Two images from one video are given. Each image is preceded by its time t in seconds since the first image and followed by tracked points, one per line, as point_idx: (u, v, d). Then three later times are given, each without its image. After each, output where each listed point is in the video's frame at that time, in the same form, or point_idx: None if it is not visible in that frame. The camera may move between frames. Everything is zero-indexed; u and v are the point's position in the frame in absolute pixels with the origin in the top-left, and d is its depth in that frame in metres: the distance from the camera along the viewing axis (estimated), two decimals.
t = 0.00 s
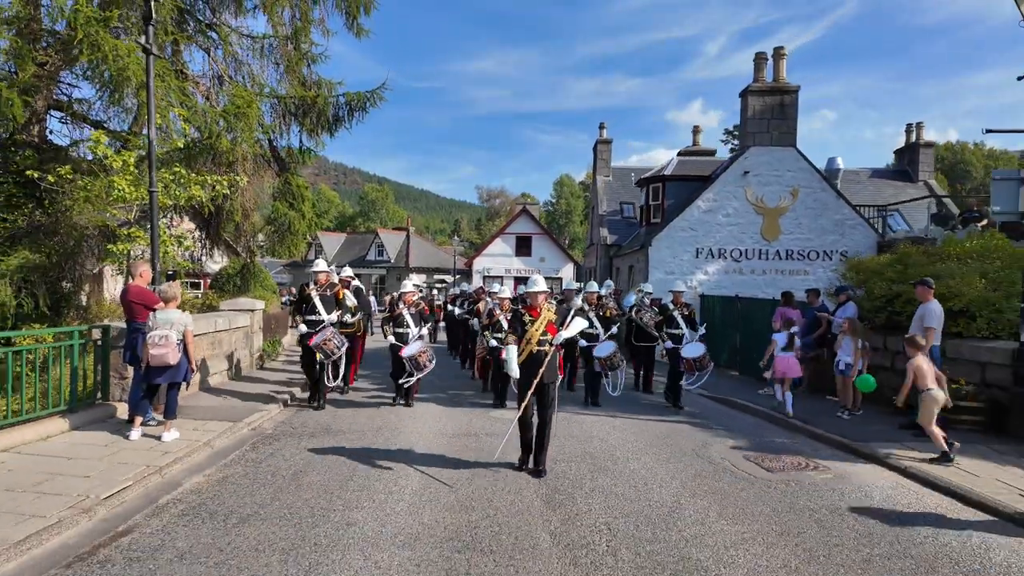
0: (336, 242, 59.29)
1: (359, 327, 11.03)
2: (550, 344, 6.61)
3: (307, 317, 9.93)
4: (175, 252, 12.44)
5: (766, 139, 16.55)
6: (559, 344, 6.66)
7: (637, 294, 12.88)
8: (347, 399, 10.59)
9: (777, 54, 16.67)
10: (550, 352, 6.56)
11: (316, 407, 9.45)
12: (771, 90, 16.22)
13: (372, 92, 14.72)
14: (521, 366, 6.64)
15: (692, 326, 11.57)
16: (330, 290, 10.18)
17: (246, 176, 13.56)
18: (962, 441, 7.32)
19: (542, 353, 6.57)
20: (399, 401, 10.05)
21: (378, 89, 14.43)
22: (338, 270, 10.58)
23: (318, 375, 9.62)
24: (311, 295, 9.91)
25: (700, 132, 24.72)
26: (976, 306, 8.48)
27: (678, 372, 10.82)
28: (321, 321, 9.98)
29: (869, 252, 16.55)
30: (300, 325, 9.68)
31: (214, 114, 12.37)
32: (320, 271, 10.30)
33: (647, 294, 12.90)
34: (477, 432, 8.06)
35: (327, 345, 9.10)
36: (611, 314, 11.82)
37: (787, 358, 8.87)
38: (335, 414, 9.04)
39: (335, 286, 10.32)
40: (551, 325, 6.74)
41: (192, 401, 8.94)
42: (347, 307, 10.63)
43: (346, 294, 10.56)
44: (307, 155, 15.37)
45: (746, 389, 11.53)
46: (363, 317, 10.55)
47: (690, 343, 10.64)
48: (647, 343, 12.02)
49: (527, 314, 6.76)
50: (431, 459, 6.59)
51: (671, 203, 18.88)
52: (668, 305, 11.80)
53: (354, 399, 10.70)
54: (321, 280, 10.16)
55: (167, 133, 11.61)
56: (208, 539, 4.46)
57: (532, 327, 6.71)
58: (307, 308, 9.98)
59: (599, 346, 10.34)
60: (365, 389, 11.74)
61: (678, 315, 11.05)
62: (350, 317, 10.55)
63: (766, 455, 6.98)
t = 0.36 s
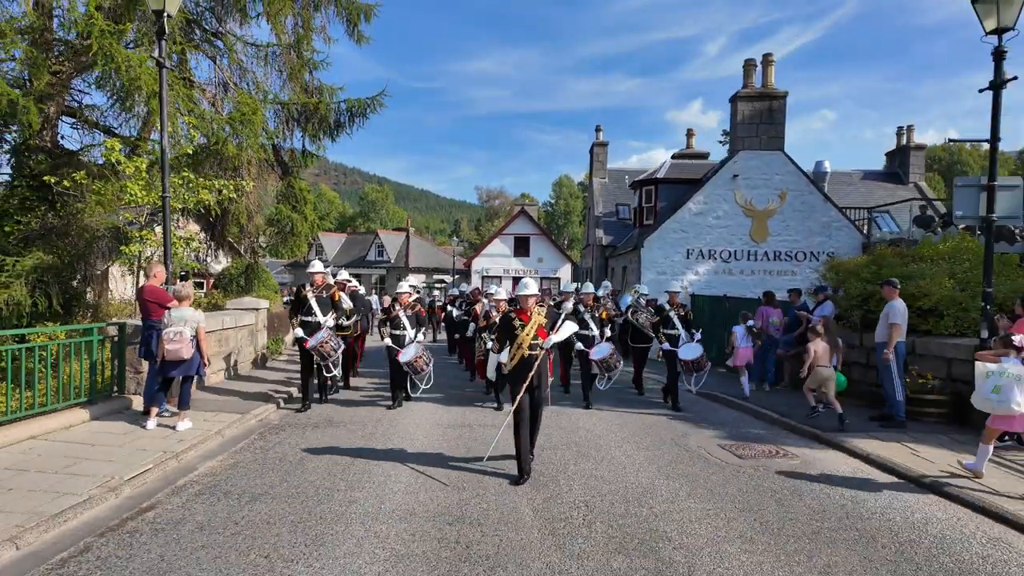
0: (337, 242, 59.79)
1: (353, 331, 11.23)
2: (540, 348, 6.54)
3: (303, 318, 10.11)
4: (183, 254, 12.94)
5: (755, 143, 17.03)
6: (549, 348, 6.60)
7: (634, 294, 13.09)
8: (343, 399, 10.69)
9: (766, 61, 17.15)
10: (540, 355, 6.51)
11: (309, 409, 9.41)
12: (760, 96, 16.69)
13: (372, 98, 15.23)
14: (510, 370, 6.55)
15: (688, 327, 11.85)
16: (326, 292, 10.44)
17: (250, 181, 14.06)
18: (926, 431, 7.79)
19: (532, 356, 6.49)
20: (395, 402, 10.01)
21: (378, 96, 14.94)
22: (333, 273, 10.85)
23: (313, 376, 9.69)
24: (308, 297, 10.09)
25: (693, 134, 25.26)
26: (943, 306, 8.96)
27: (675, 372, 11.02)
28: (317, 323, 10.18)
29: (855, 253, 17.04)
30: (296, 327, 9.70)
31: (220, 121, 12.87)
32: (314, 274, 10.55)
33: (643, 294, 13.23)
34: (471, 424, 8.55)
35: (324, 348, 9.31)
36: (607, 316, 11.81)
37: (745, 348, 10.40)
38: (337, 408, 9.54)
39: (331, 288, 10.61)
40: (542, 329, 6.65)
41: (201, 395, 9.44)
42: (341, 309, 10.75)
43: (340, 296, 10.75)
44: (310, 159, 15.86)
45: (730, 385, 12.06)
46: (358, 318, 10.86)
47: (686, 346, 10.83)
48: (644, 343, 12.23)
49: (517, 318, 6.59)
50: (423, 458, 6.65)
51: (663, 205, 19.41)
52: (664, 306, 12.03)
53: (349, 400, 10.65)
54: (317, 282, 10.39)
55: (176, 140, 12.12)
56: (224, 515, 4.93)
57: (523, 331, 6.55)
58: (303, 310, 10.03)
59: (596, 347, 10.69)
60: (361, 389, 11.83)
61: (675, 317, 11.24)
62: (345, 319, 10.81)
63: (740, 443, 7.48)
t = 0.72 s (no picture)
0: (337, 242, 60.26)
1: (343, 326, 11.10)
2: (525, 344, 6.39)
3: (295, 315, 9.83)
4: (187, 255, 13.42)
5: (743, 147, 17.49)
6: (535, 344, 6.45)
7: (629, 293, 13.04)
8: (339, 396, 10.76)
9: (753, 66, 17.63)
10: (525, 352, 6.30)
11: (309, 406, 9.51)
12: (747, 101, 17.17)
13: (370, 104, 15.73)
14: (496, 367, 6.48)
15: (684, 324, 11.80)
16: (319, 289, 10.12)
17: (252, 184, 14.54)
18: (889, 422, 8.28)
19: (516, 353, 6.30)
20: (394, 399, 10.40)
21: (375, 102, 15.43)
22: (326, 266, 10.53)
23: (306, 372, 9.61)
24: (301, 293, 9.77)
25: (686, 137, 25.75)
26: (912, 305, 9.47)
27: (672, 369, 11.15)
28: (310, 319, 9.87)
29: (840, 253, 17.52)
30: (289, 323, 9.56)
31: (224, 128, 13.37)
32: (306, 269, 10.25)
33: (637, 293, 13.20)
34: (463, 416, 9.03)
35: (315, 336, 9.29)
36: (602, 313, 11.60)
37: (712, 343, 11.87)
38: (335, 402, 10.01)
39: (324, 284, 10.26)
40: (527, 326, 6.53)
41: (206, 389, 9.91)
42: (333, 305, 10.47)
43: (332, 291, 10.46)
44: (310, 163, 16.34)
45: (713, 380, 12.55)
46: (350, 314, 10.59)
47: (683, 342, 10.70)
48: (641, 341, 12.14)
49: (503, 315, 6.60)
50: (408, 456, 6.63)
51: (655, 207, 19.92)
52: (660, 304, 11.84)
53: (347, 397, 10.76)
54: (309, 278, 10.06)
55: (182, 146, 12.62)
56: (232, 493, 5.42)
57: (509, 328, 6.47)
58: (294, 307, 9.84)
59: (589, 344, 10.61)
60: (354, 386, 11.81)
61: (669, 314, 11.29)
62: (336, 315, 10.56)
63: (714, 433, 7.96)
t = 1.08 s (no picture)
0: (337, 243, 60.78)
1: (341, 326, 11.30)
2: (516, 341, 6.61)
3: (296, 314, 10.24)
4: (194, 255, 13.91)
5: (732, 151, 17.99)
6: (525, 341, 6.67)
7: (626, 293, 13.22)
8: (336, 396, 10.81)
9: (743, 73, 18.14)
10: (517, 350, 6.58)
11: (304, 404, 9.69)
12: (737, 106, 17.68)
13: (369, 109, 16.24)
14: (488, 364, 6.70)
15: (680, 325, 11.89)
16: (318, 288, 10.50)
17: (255, 188, 15.03)
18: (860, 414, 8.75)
19: (509, 351, 6.59)
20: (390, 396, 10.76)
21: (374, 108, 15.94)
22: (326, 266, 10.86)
23: (304, 371, 9.77)
24: (300, 293, 10.15)
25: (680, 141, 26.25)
26: (884, 304, 9.92)
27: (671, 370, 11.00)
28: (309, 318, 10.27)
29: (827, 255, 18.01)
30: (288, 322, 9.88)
31: (229, 134, 13.88)
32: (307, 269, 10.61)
33: (633, 293, 13.48)
34: (457, 410, 9.51)
35: (312, 340, 9.28)
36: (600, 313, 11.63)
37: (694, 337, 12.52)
38: (337, 398, 10.48)
39: (323, 283, 10.61)
40: (518, 324, 6.76)
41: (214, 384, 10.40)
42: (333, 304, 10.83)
43: (331, 291, 10.78)
44: (311, 167, 16.84)
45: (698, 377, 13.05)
46: (348, 313, 10.90)
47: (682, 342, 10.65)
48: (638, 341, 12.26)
49: (493, 314, 6.78)
50: (401, 456, 6.64)
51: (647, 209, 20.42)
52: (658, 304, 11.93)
53: (343, 396, 10.84)
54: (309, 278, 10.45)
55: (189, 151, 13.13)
56: (243, 476, 5.92)
57: (500, 326, 6.70)
58: (294, 307, 10.19)
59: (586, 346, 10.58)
60: (353, 386, 11.88)
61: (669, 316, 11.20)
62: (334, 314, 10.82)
63: (693, 425, 8.45)
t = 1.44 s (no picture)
0: (338, 243, 61.29)
1: (333, 327, 11.65)
2: (501, 346, 6.41)
3: (288, 317, 10.12)
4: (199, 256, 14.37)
5: (722, 155, 18.46)
6: (511, 346, 6.46)
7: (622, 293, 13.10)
8: (329, 395, 10.80)
9: (732, 78, 18.61)
10: (502, 354, 6.38)
11: (294, 403, 9.72)
12: (726, 111, 18.15)
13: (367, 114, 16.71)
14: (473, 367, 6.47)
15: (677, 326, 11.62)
16: (311, 290, 10.43)
17: (257, 191, 15.50)
18: (833, 408, 9.19)
19: (494, 354, 6.38)
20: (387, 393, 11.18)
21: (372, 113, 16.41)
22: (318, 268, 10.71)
23: (296, 373, 9.76)
24: (293, 295, 10.09)
25: (674, 143, 26.73)
26: (859, 303, 10.38)
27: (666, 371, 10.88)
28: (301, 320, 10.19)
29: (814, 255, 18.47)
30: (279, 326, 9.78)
31: (232, 140, 14.36)
32: (299, 272, 10.47)
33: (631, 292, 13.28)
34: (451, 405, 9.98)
35: (306, 346, 9.31)
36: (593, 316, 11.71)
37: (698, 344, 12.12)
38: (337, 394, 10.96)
39: (316, 285, 10.57)
40: (503, 327, 6.52)
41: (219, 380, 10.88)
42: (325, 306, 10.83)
43: (324, 292, 10.79)
44: (312, 170, 17.31)
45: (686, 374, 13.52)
46: (341, 315, 10.95)
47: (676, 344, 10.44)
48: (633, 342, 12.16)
49: (478, 318, 6.52)
50: (390, 456, 6.61)
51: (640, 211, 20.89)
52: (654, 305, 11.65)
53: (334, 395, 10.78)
54: (302, 280, 10.34)
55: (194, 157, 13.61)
56: (248, 462, 6.39)
57: (484, 330, 6.47)
58: (286, 309, 10.11)
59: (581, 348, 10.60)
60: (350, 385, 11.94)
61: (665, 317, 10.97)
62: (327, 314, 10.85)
63: (674, 418, 8.92)
